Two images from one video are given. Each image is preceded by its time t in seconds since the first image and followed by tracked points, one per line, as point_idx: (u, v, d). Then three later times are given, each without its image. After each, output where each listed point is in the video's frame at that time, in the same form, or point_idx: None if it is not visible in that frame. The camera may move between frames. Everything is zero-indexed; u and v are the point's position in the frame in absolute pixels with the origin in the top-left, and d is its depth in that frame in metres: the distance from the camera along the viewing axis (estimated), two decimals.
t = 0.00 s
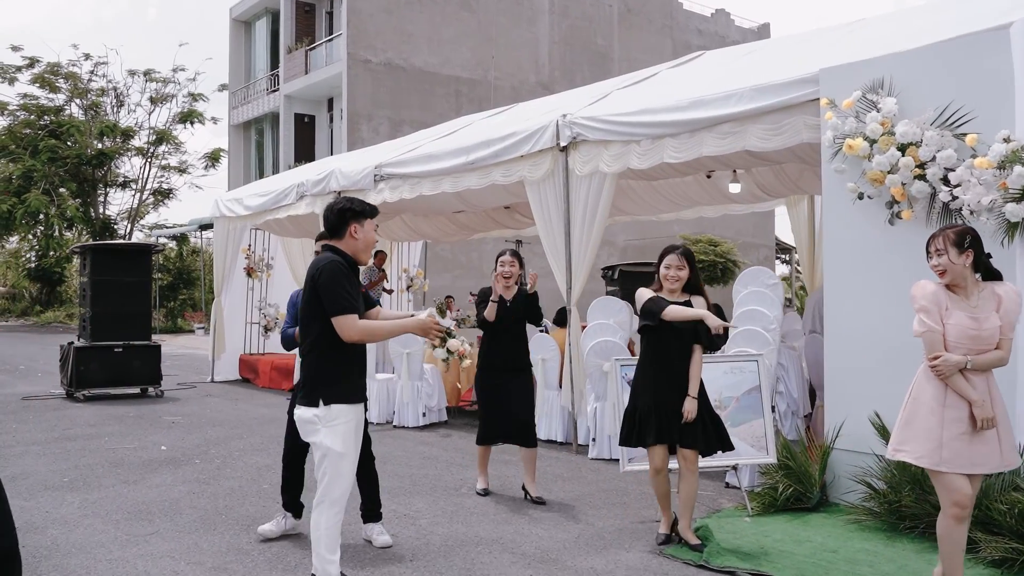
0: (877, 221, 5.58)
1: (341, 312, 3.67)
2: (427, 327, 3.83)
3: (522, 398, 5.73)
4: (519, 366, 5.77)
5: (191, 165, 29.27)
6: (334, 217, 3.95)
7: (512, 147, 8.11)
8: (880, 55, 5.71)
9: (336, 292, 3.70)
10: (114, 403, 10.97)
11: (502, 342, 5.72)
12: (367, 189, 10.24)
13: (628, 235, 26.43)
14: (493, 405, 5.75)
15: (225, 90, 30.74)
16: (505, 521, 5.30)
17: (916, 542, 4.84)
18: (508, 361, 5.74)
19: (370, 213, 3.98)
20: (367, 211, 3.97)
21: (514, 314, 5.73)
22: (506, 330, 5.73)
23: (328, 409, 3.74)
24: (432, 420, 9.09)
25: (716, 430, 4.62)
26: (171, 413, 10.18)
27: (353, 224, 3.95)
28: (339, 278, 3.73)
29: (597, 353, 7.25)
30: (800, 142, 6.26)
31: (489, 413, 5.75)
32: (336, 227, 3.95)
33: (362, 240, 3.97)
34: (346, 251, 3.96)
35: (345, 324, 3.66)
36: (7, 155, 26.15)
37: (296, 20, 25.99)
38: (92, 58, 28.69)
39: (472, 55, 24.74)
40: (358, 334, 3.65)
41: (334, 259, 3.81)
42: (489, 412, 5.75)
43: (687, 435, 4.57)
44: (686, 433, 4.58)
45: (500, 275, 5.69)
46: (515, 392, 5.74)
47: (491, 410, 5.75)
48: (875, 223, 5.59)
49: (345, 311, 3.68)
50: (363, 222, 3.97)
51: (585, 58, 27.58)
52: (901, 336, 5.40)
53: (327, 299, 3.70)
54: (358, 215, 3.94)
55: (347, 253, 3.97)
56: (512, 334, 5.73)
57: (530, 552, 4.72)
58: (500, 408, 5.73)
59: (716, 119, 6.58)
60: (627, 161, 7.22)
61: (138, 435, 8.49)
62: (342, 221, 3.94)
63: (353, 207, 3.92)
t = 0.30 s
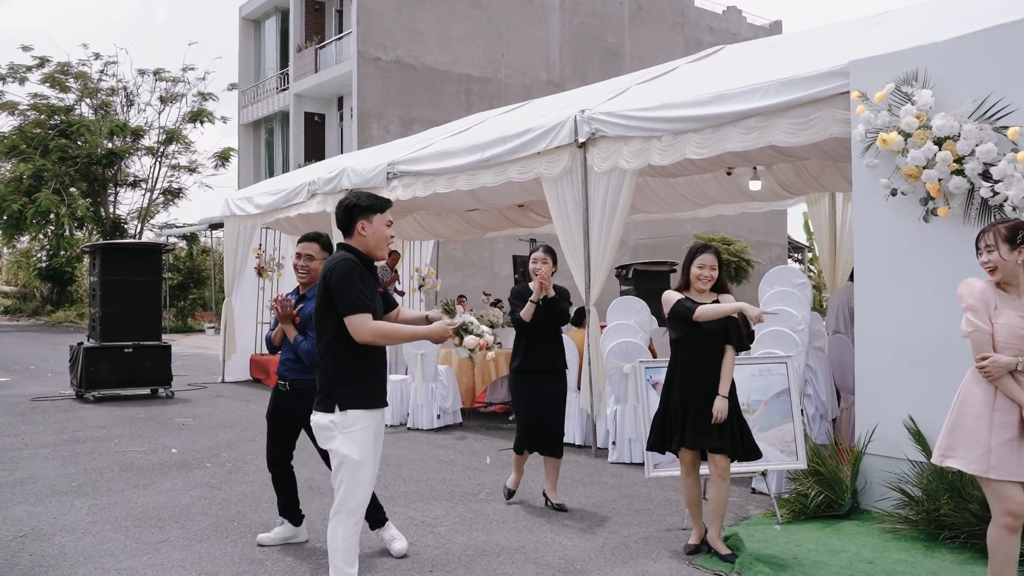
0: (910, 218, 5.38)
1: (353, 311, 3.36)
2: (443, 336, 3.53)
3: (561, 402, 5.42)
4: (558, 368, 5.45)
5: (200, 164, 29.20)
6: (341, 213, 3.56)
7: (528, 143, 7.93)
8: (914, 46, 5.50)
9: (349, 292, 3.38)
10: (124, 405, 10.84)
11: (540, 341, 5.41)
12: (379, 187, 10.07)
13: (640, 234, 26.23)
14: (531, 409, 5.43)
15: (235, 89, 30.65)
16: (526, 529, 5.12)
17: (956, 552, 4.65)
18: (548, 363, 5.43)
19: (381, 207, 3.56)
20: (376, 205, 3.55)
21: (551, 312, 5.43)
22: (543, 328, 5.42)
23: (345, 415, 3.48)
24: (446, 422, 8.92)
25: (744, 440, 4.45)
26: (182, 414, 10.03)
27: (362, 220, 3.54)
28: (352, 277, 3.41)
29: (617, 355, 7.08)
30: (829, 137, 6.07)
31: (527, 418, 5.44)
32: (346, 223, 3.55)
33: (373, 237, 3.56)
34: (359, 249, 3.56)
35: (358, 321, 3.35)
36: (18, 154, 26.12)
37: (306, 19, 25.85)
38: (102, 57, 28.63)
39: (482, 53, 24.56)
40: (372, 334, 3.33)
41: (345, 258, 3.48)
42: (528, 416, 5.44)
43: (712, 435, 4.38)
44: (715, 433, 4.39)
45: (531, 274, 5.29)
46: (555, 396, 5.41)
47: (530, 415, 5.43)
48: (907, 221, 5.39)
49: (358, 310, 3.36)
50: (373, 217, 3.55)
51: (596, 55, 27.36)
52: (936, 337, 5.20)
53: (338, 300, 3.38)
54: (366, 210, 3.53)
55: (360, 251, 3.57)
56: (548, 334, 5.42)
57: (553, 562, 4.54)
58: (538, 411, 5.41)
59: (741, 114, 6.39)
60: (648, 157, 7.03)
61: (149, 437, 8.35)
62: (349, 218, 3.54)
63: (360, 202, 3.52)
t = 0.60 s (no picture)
0: (961, 215, 5.14)
1: (379, 314, 3.18)
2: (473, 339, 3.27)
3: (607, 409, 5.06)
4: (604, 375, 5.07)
5: (225, 165, 29.22)
6: (367, 212, 3.38)
7: (558, 140, 7.74)
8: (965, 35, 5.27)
9: (376, 294, 3.20)
10: (149, 407, 10.76)
11: (589, 348, 5.01)
12: (406, 186, 9.92)
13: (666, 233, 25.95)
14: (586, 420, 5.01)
15: (259, 89, 30.65)
16: (560, 539, 4.95)
17: (1014, 566, 4.42)
18: (593, 370, 5.03)
19: (407, 204, 3.37)
20: (402, 202, 3.35)
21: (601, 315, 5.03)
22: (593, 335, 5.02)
23: (375, 423, 3.31)
24: (474, 425, 8.77)
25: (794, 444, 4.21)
26: (207, 417, 9.92)
27: (388, 218, 3.35)
28: (380, 279, 3.23)
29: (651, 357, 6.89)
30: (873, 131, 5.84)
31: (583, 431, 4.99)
32: (372, 222, 3.37)
33: (399, 235, 3.36)
34: (386, 250, 3.38)
35: (385, 323, 3.17)
36: (45, 156, 26.21)
37: (330, 18, 25.76)
38: (127, 59, 28.69)
39: (507, 52, 24.35)
40: (400, 338, 3.16)
41: (372, 259, 3.30)
42: (579, 427, 5.00)
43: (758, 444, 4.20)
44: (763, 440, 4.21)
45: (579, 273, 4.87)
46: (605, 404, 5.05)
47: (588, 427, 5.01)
48: (957, 217, 5.15)
49: (385, 313, 3.19)
50: (398, 215, 3.35)
51: (621, 53, 27.09)
52: (988, 339, 4.96)
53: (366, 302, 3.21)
54: (390, 208, 3.34)
55: (386, 250, 3.38)
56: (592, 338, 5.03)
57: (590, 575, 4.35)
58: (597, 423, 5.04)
59: (782, 107, 6.17)
60: (683, 153, 6.83)
61: (173, 440, 8.24)
62: (374, 216, 3.36)
63: (384, 199, 3.33)
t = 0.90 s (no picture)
0: (1013, 211, 4.90)
1: (406, 318, 3.02)
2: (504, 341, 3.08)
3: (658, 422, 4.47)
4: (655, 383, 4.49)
5: (249, 165, 29.22)
6: (395, 210, 3.21)
7: (588, 138, 7.56)
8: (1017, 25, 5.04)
9: (404, 297, 3.03)
10: (172, 409, 10.66)
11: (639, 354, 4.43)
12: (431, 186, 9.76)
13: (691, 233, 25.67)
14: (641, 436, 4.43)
15: (282, 90, 30.62)
16: (594, 551, 4.76)
17: None
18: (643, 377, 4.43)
19: (437, 201, 3.18)
20: (431, 200, 3.18)
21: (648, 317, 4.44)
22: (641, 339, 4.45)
23: (405, 432, 3.14)
24: (501, 429, 8.61)
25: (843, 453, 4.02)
26: (230, 419, 9.81)
27: (417, 216, 3.18)
28: (409, 280, 3.06)
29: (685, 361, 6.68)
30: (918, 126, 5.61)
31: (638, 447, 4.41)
32: (402, 220, 3.20)
33: (429, 234, 3.19)
34: (415, 250, 3.20)
35: (411, 329, 3.01)
36: (70, 157, 26.28)
37: (353, 18, 25.68)
38: (151, 59, 28.76)
39: (530, 50, 24.16)
40: (427, 343, 2.99)
41: (400, 261, 3.13)
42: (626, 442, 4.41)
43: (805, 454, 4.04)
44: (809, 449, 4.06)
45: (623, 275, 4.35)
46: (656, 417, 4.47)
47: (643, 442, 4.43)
48: (1010, 214, 4.91)
49: (412, 317, 3.01)
50: (428, 213, 3.18)
51: (645, 51, 26.82)
52: None
53: (393, 305, 3.04)
54: (419, 206, 3.17)
55: (416, 251, 3.21)
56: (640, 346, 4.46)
57: None
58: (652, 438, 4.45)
59: (822, 102, 5.95)
60: (717, 150, 6.63)
61: (196, 443, 8.12)
62: (402, 215, 3.19)
63: (413, 197, 3.16)
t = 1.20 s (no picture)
0: None
1: (429, 322, 2.86)
2: (531, 346, 2.91)
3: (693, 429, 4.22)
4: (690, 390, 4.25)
5: (262, 165, 29.17)
6: (419, 209, 3.06)
7: (608, 135, 7.40)
8: None
9: (427, 299, 2.87)
10: (184, 410, 10.56)
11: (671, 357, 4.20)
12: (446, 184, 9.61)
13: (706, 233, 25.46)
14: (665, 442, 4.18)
15: (295, 89, 30.55)
16: (620, 561, 4.60)
17: None
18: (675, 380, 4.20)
19: (462, 199, 3.03)
20: (457, 197, 3.03)
21: (683, 320, 4.22)
22: (673, 341, 4.22)
23: (426, 440, 2.98)
24: (519, 432, 8.47)
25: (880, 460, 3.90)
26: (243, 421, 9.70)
27: (441, 214, 3.02)
28: (431, 283, 2.90)
29: (708, 364, 6.48)
30: (953, 121, 5.42)
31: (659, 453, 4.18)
32: (425, 219, 3.05)
33: (454, 233, 3.03)
34: (438, 249, 3.05)
35: (433, 334, 2.85)
36: (84, 157, 26.27)
37: (366, 18, 25.57)
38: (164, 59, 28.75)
39: (544, 49, 23.99)
40: (450, 349, 2.83)
41: (422, 261, 2.97)
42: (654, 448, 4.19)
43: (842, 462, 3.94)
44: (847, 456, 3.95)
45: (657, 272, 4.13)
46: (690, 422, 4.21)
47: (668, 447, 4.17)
48: None
49: (435, 321, 2.86)
50: (453, 211, 3.02)
51: (659, 50, 26.60)
52: None
53: (415, 307, 2.88)
54: (444, 203, 3.02)
55: (439, 250, 3.05)
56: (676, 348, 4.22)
57: None
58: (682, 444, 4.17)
59: (852, 98, 5.76)
60: (742, 148, 6.45)
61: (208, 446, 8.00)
62: (426, 213, 3.04)
63: (438, 194, 3.01)
